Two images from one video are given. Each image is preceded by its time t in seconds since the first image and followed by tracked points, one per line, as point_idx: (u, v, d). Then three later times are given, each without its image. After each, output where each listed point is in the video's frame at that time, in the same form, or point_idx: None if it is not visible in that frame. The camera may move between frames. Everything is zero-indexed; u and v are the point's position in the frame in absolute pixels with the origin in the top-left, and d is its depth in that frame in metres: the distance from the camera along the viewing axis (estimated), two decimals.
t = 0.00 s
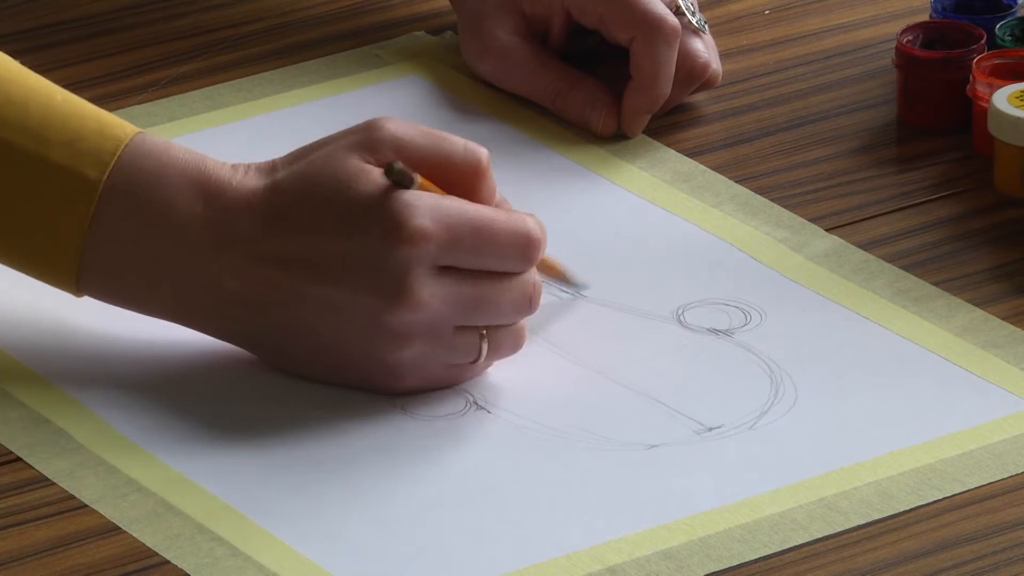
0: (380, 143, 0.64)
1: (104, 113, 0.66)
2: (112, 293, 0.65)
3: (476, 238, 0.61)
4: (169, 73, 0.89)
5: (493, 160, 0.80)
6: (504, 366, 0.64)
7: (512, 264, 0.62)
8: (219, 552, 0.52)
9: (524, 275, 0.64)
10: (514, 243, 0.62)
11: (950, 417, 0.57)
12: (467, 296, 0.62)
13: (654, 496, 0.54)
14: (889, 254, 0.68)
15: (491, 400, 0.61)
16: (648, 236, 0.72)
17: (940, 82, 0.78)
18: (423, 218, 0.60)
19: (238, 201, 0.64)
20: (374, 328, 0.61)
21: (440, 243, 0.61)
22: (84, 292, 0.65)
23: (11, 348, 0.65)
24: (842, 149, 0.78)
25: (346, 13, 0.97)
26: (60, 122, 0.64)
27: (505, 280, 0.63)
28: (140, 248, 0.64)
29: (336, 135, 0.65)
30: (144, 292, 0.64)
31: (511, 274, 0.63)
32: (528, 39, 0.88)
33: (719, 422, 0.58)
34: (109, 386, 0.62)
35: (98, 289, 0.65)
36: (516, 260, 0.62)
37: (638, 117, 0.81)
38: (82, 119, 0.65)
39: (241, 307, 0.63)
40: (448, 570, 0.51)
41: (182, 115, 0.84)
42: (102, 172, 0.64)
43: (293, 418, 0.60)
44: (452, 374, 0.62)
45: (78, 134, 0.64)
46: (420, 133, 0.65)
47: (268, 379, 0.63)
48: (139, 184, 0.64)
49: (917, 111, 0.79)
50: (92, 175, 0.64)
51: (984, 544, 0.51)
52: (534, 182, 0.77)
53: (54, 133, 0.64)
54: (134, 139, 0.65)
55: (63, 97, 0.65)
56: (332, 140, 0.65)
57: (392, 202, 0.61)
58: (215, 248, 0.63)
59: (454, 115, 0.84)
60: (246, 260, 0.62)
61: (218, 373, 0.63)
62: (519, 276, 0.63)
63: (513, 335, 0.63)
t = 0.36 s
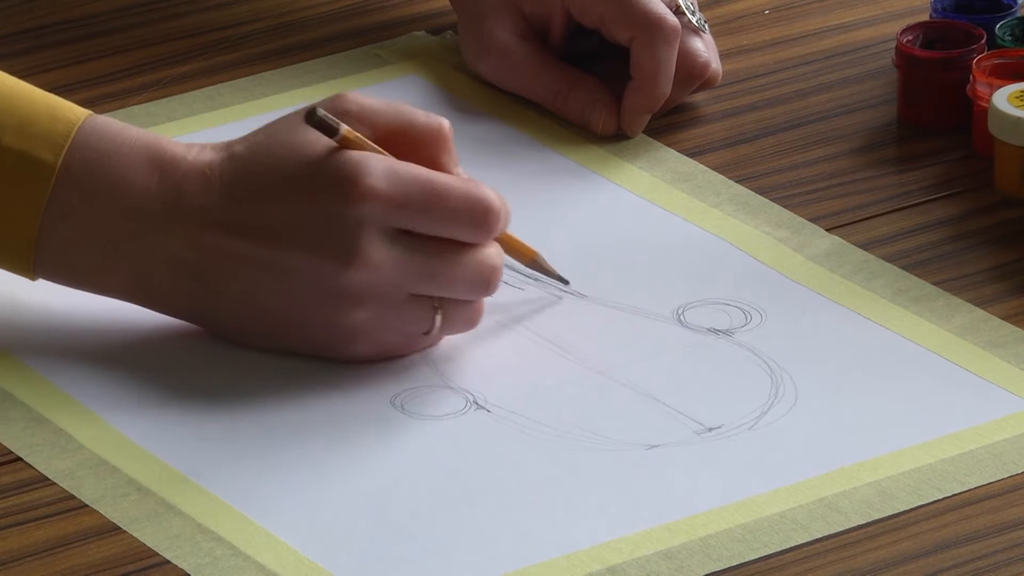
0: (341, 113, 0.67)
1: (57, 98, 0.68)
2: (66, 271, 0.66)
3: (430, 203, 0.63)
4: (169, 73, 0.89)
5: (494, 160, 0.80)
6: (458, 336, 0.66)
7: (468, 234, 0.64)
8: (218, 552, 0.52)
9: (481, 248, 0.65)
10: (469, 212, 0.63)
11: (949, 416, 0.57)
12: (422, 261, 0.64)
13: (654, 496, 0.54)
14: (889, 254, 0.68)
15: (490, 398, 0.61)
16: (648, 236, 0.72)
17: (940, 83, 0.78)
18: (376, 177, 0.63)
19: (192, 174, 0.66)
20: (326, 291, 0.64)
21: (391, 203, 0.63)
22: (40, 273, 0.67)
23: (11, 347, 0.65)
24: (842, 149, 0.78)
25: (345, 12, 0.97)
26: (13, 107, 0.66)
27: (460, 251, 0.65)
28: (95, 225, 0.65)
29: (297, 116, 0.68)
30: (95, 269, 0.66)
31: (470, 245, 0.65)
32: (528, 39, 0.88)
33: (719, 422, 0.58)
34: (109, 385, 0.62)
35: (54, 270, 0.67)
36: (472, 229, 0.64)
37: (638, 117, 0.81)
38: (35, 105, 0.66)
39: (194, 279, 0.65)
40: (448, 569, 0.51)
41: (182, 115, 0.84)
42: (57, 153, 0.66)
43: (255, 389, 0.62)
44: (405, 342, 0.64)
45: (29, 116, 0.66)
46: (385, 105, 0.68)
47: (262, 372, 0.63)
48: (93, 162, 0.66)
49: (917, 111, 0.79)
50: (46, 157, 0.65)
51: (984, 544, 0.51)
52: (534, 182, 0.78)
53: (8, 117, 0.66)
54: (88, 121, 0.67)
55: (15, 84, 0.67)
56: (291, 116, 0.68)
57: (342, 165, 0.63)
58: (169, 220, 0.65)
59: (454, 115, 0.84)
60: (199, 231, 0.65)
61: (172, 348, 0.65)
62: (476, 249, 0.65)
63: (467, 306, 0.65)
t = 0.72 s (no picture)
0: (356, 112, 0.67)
1: (64, 99, 0.67)
2: (78, 276, 0.66)
3: (455, 200, 0.64)
4: (169, 73, 0.89)
5: (493, 160, 0.79)
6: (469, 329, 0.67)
7: (485, 230, 0.65)
8: (219, 552, 0.52)
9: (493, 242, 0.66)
10: (489, 208, 0.65)
11: (949, 416, 0.57)
12: (445, 257, 0.64)
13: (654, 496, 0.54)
14: (889, 253, 0.68)
15: (490, 397, 0.61)
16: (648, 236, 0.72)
17: (940, 83, 0.78)
18: (405, 175, 0.63)
19: (210, 177, 0.65)
20: (352, 290, 0.63)
21: (421, 201, 0.63)
22: (48, 276, 0.67)
23: (13, 347, 0.65)
24: (843, 149, 0.78)
25: (346, 12, 0.97)
26: (21, 109, 0.65)
27: (477, 246, 0.66)
28: (111, 228, 0.65)
29: (306, 114, 0.68)
30: (109, 273, 0.65)
31: (484, 240, 0.66)
32: (528, 38, 0.88)
33: (720, 422, 0.58)
34: (110, 386, 0.62)
35: (63, 274, 0.66)
36: (490, 225, 0.65)
37: (638, 117, 0.81)
38: (45, 107, 0.66)
39: (213, 280, 0.65)
40: (448, 569, 0.51)
41: (182, 115, 0.84)
42: (70, 156, 0.65)
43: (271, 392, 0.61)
44: (425, 337, 0.65)
45: (38, 119, 0.65)
46: (392, 103, 0.68)
47: (263, 373, 0.63)
48: (108, 166, 0.65)
49: (918, 111, 0.79)
50: (57, 160, 0.65)
51: (984, 545, 0.51)
52: (534, 182, 0.78)
53: (15, 120, 0.65)
54: (98, 124, 0.67)
55: (21, 86, 0.66)
56: (304, 115, 0.68)
57: (371, 163, 0.63)
58: (189, 223, 0.65)
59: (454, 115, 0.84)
60: (220, 233, 0.64)
61: (187, 352, 0.64)
62: (489, 243, 0.66)
63: (479, 298, 0.66)
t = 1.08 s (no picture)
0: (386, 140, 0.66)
1: (92, 111, 0.66)
2: (100, 290, 0.65)
3: (478, 225, 0.62)
4: (169, 73, 0.89)
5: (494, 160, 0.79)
6: (496, 355, 0.65)
7: (512, 256, 0.63)
8: (219, 552, 0.52)
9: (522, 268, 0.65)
10: (515, 235, 0.63)
11: (949, 416, 0.57)
12: (469, 282, 0.63)
13: (654, 496, 0.54)
14: (889, 253, 0.68)
15: (490, 398, 0.61)
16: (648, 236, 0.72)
17: (940, 82, 0.78)
18: (426, 198, 0.62)
19: (236, 194, 0.65)
20: (374, 312, 0.62)
21: (442, 224, 0.62)
22: (72, 291, 0.66)
23: (15, 348, 0.65)
24: (843, 149, 0.78)
25: (346, 12, 0.97)
26: (47, 120, 0.65)
27: (504, 272, 0.64)
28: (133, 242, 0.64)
29: (338, 134, 0.67)
30: (131, 286, 0.65)
31: (511, 267, 0.64)
32: (529, 38, 0.88)
33: (720, 422, 0.58)
34: (112, 387, 0.62)
35: (87, 287, 0.65)
36: (517, 252, 0.63)
37: (638, 117, 0.81)
38: (73, 120, 0.65)
39: (236, 298, 0.64)
40: (448, 569, 0.51)
41: (182, 115, 0.84)
42: (95, 170, 0.64)
43: (290, 407, 0.61)
44: (447, 361, 0.63)
45: (65, 131, 0.64)
46: (423, 132, 0.67)
47: (268, 377, 0.63)
48: (133, 180, 0.64)
49: (918, 111, 0.79)
50: (82, 172, 0.64)
51: (984, 545, 0.51)
52: (534, 182, 0.77)
53: (41, 130, 0.64)
54: (126, 137, 0.66)
55: (47, 97, 0.66)
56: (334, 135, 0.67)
57: (392, 185, 0.62)
58: (213, 240, 0.64)
59: (455, 115, 0.84)
60: (243, 251, 0.63)
61: (206, 367, 0.63)
62: (517, 269, 0.64)
63: (507, 325, 0.64)
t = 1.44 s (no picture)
0: (453, 162, 0.64)
1: (155, 124, 0.64)
2: (158, 304, 0.63)
3: (541, 242, 0.61)
4: (169, 73, 0.89)
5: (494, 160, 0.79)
6: (559, 375, 0.63)
7: (576, 276, 0.62)
8: (219, 552, 0.52)
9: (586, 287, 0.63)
10: (579, 255, 0.62)
11: (949, 416, 0.57)
12: (530, 300, 0.62)
13: (654, 496, 0.54)
14: (889, 253, 0.68)
15: (513, 403, 0.61)
16: (649, 236, 0.72)
17: (940, 82, 0.78)
18: (487, 216, 0.61)
19: (299, 210, 0.63)
20: (437, 330, 0.61)
21: (504, 243, 0.61)
22: (133, 304, 0.64)
23: (15, 347, 0.65)
24: (843, 149, 0.78)
25: (347, 12, 0.97)
26: (111, 132, 0.63)
27: (569, 292, 0.62)
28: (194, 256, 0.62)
29: (401, 153, 0.65)
30: (191, 302, 0.63)
31: (576, 287, 0.63)
32: (529, 38, 0.88)
33: (720, 422, 0.58)
34: (114, 387, 0.62)
35: (148, 301, 0.63)
36: (581, 271, 0.62)
37: (638, 117, 0.81)
38: (136, 133, 0.63)
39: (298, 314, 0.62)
40: (447, 569, 0.51)
41: (182, 115, 0.84)
42: (157, 183, 0.62)
43: (323, 420, 0.60)
44: (509, 380, 0.62)
45: (130, 144, 0.63)
46: (491, 153, 0.65)
47: (279, 381, 0.63)
48: (194, 195, 0.63)
49: (917, 111, 0.79)
50: (147, 186, 0.62)
51: (984, 545, 0.51)
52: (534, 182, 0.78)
53: (105, 141, 0.62)
54: (188, 151, 0.64)
55: (110, 108, 0.64)
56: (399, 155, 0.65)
57: (453, 202, 0.61)
58: (274, 255, 0.62)
59: (456, 115, 0.84)
60: (305, 268, 0.62)
61: (266, 385, 0.62)
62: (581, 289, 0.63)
63: (573, 344, 0.63)
